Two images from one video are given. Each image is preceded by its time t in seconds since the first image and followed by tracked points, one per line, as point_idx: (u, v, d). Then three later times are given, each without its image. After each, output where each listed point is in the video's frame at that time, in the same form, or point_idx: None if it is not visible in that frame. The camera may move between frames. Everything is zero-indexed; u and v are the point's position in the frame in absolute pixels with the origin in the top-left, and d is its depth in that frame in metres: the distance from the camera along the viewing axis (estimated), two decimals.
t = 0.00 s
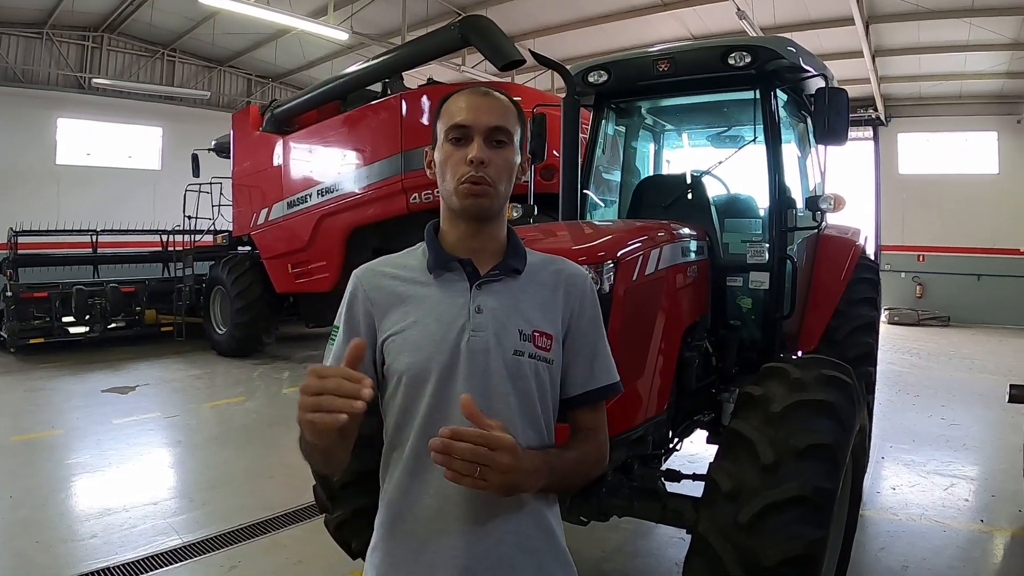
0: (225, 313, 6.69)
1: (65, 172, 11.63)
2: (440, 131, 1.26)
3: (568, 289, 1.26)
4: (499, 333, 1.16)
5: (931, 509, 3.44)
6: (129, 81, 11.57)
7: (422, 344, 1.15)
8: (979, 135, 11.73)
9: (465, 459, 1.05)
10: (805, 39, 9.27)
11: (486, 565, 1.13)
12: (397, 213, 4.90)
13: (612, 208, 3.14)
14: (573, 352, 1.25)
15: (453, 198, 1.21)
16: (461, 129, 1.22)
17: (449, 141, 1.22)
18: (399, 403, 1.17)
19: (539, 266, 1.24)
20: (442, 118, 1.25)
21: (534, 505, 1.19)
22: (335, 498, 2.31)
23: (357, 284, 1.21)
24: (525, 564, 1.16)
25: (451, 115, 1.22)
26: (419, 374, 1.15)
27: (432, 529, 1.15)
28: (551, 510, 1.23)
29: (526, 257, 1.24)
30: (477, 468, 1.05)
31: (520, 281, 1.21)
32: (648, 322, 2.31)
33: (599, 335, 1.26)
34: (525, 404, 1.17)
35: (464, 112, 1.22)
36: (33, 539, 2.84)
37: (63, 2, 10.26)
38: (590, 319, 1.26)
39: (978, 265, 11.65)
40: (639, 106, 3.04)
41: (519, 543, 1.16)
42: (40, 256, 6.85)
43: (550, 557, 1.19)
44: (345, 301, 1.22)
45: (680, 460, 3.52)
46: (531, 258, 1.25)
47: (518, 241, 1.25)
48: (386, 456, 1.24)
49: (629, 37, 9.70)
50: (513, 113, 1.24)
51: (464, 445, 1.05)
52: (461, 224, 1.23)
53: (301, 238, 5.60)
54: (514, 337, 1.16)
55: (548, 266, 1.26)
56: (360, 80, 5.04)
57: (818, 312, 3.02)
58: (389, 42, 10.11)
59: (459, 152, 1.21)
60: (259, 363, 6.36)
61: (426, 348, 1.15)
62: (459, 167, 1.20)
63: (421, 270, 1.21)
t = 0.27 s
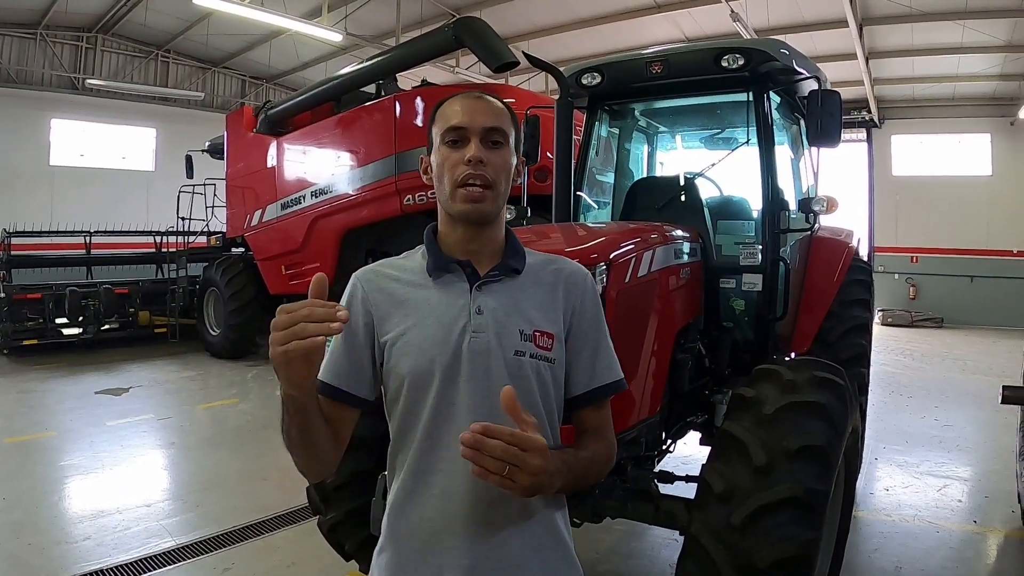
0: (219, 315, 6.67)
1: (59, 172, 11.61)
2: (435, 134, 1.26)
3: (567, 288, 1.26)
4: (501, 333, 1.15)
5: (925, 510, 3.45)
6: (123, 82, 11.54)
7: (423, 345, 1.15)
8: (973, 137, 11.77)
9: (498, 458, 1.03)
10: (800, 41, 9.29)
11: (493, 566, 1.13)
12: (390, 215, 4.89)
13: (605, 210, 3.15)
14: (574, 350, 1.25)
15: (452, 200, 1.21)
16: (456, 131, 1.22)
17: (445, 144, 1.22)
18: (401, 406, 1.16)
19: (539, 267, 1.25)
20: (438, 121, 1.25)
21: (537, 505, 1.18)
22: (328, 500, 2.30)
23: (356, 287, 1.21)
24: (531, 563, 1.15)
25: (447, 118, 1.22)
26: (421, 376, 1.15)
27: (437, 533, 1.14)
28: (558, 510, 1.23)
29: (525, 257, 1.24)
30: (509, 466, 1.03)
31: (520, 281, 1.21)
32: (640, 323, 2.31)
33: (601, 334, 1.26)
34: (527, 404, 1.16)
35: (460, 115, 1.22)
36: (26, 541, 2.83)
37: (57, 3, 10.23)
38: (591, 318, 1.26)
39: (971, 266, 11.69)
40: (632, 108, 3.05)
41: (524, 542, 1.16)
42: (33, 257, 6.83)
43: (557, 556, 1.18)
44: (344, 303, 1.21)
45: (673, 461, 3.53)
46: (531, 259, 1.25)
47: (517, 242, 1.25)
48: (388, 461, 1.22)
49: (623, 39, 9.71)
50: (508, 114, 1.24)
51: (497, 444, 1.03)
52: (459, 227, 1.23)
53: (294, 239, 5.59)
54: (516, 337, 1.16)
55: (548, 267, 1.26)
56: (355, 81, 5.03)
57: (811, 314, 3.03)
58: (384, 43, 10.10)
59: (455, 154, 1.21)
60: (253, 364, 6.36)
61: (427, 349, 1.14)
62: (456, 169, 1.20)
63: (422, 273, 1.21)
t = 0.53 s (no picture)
0: (218, 313, 6.67)
1: (59, 170, 11.61)
2: (436, 131, 1.26)
3: (573, 286, 1.26)
4: (507, 330, 1.15)
5: (924, 507, 3.46)
6: (123, 80, 11.53)
7: (430, 342, 1.15)
8: (972, 135, 11.78)
9: (534, 451, 1.04)
10: (799, 40, 9.29)
11: (496, 564, 1.13)
12: (390, 213, 4.89)
13: (604, 207, 3.15)
14: (579, 348, 1.25)
15: (455, 198, 1.21)
16: (458, 128, 1.22)
17: (447, 141, 1.22)
18: (407, 403, 1.16)
19: (544, 264, 1.25)
20: (439, 120, 1.25)
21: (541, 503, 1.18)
22: (327, 497, 2.30)
23: (362, 283, 1.21)
24: (534, 560, 1.16)
25: (448, 115, 1.22)
26: (427, 374, 1.15)
27: (441, 530, 1.13)
28: (562, 507, 1.23)
29: (530, 253, 1.25)
30: (544, 460, 1.04)
31: (526, 278, 1.21)
32: (640, 321, 2.32)
33: (605, 332, 1.27)
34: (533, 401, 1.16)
35: (460, 111, 1.22)
36: (26, 539, 2.84)
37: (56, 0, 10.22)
38: (596, 316, 1.27)
39: (971, 265, 11.70)
40: (632, 106, 3.05)
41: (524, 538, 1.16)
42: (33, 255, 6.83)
43: (561, 554, 1.19)
44: (351, 300, 1.20)
45: (672, 459, 3.53)
46: (536, 256, 1.25)
47: (522, 238, 1.25)
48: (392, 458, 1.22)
49: (623, 37, 9.71)
50: (508, 109, 1.24)
51: (533, 437, 1.04)
52: (463, 224, 1.23)
53: (294, 237, 5.59)
54: (522, 334, 1.16)
55: (554, 264, 1.26)
56: (354, 79, 5.03)
57: (810, 312, 3.03)
58: (383, 41, 10.09)
59: (457, 151, 1.21)
60: (252, 362, 6.35)
61: (434, 346, 1.14)
62: (458, 166, 1.20)
63: (428, 270, 1.21)
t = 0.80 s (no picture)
0: (219, 317, 6.68)
1: (59, 175, 11.62)
2: (443, 139, 1.27)
3: (572, 293, 1.27)
4: (509, 335, 1.16)
5: (925, 508, 3.46)
6: (123, 85, 11.55)
7: (432, 346, 1.15)
8: (971, 136, 11.79)
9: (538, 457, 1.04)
10: (798, 41, 9.30)
11: (496, 568, 1.14)
12: (390, 216, 4.90)
13: (604, 210, 3.15)
14: (579, 355, 1.26)
15: (459, 206, 1.22)
16: (464, 137, 1.22)
17: (453, 148, 1.23)
18: (408, 406, 1.16)
19: (545, 272, 1.26)
20: (446, 127, 1.26)
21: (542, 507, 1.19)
22: (329, 501, 2.30)
23: (365, 285, 1.21)
24: (533, 564, 1.16)
25: (455, 123, 1.23)
26: (429, 377, 1.15)
27: (442, 533, 1.14)
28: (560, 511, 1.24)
29: (531, 261, 1.25)
30: (548, 465, 1.05)
31: (528, 285, 1.22)
32: (640, 324, 2.32)
33: (604, 340, 1.28)
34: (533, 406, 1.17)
35: (467, 120, 1.22)
36: (27, 544, 2.84)
37: (56, 5, 10.23)
38: (595, 324, 1.28)
39: (971, 265, 11.69)
40: (631, 109, 3.05)
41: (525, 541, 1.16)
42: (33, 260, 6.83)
43: (561, 559, 1.19)
44: (352, 302, 1.20)
45: (673, 461, 3.53)
46: (537, 264, 1.26)
47: (523, 246, 1.26)
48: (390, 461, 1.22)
49: (622, 39, 9.71)
50: (514, 119, 1.24)
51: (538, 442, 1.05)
52: (467, 231, 1.24)
53: (294, 241, 5.59)
54: (524, 339, 1.17)
55: (554, 272, 1.27)
56: (354, 83, 5.04)
57: (810, 314, 3.04)
58: (382, 44, 10.10)
59: (463, 159, 1.21)
60: (253, 366, 6.36)
61: (437, 349, 1.15)
62: (463, 174, 1.20)
63: (431, 274, 1.21)
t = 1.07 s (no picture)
0: (221, 316, 6.68)
1: (60, 174, 11.63)
2: (449, 138, 1.27)
3: (570, 293, 1.28)
4: (508, 330, 1.17)
5: (927, 504, 3.46)
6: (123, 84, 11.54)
7: (431, 340, 1.15)
8: (973, 131, 11.78)
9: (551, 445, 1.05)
10: (799, 37, 9.29)
11: (494, 564, 1.14)
12: (391, 214, 4.89)
13: (606, 207, 3.15)
14: (576, 354, 1.27)
15: (463, 204, 1.22)
16: (471, 137, 1.22)
17: (459, 148, 1.23)
18: (406, 400, 1.16)
19: (543, 271, 1.26)
20: (452, 126, 1.26)
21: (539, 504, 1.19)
22: (331, 498, 2.30)
23: (365, 278, 1.21)
24: (529, 558, 1.17)
25: (461, 123, 1.23)
26: (427, 371, 1.15)
27: (438, 528, 1.13)
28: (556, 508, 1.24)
29: (530, 260, 1.26)
30: (561, 453, 1.05)
31: (527, 283, 1.22)
32: (642, 320, 2.32)
33: (601, 341, 1.28)
34: (530, 401, 1.18)
35: (474, 121, 1.22)
36: (30, 543, 2.84)
37: (56, 5, 10.23)
38: (593, 324, 1.28)
39: (973, 261, 11.68)
40: (632, 105, 3.05)
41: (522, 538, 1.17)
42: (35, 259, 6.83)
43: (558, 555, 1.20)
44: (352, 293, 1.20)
45: (675, 458, 3.53)
46: (535, 263, 1.26)
47: (523, 246, 1.26)
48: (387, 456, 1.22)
49: (623, 36, 9.70)
50: (521, 122, 1.25)
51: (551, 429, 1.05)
52: (470, 227, 1.24)
53: (296, 240, 5.59)
54: (522, 335, 1.17)
55: (553, 271, 1.28)
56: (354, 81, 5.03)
57: (812, 310, 3.03)
58: (382, 42, 10.10)
59: (468, 159, 1.21)
60: (255, 365, 6.36)
61: (436, 344, 1.15)
62: (468, 173, 1.20)
63: (432, 269, 1.21)
